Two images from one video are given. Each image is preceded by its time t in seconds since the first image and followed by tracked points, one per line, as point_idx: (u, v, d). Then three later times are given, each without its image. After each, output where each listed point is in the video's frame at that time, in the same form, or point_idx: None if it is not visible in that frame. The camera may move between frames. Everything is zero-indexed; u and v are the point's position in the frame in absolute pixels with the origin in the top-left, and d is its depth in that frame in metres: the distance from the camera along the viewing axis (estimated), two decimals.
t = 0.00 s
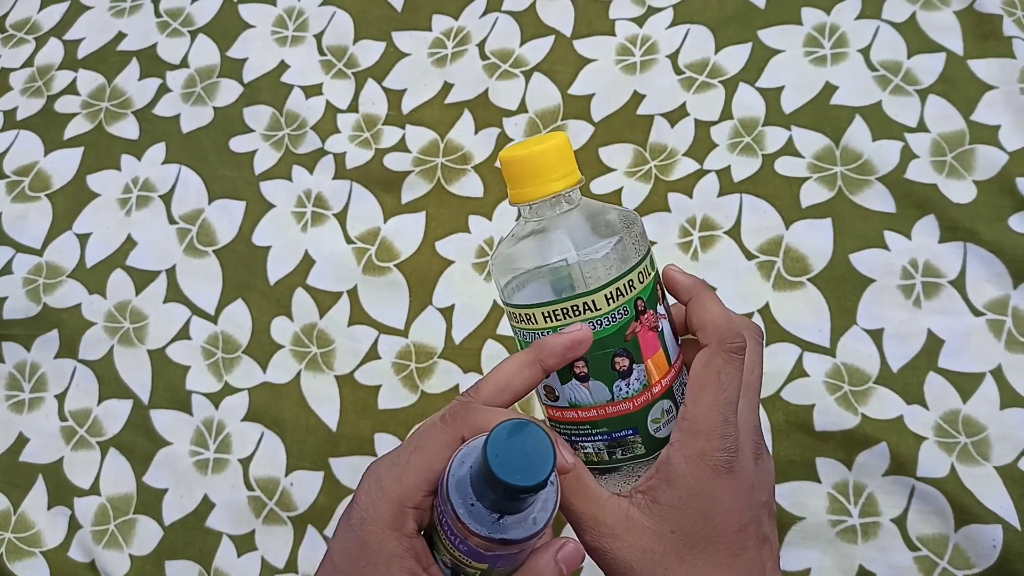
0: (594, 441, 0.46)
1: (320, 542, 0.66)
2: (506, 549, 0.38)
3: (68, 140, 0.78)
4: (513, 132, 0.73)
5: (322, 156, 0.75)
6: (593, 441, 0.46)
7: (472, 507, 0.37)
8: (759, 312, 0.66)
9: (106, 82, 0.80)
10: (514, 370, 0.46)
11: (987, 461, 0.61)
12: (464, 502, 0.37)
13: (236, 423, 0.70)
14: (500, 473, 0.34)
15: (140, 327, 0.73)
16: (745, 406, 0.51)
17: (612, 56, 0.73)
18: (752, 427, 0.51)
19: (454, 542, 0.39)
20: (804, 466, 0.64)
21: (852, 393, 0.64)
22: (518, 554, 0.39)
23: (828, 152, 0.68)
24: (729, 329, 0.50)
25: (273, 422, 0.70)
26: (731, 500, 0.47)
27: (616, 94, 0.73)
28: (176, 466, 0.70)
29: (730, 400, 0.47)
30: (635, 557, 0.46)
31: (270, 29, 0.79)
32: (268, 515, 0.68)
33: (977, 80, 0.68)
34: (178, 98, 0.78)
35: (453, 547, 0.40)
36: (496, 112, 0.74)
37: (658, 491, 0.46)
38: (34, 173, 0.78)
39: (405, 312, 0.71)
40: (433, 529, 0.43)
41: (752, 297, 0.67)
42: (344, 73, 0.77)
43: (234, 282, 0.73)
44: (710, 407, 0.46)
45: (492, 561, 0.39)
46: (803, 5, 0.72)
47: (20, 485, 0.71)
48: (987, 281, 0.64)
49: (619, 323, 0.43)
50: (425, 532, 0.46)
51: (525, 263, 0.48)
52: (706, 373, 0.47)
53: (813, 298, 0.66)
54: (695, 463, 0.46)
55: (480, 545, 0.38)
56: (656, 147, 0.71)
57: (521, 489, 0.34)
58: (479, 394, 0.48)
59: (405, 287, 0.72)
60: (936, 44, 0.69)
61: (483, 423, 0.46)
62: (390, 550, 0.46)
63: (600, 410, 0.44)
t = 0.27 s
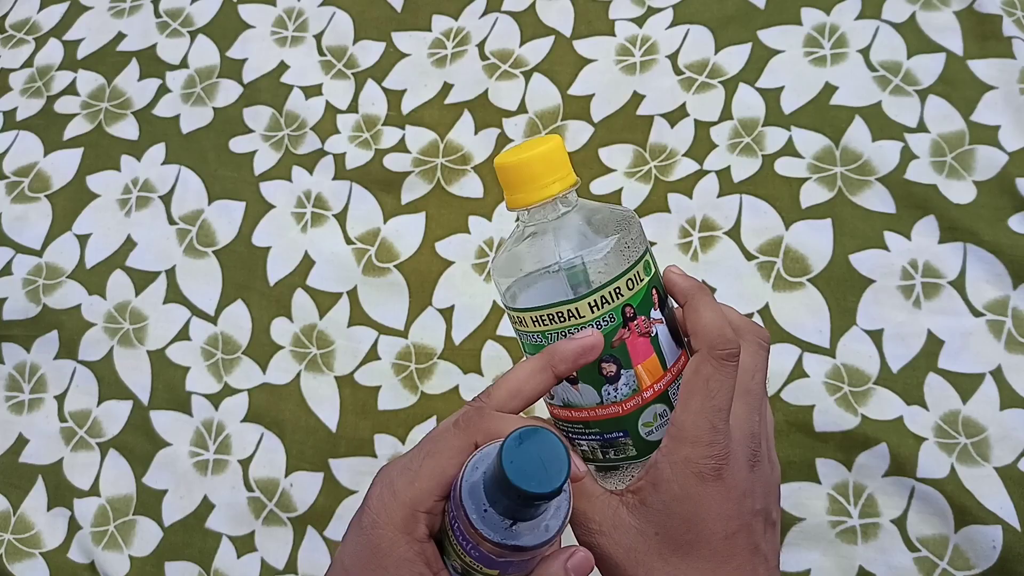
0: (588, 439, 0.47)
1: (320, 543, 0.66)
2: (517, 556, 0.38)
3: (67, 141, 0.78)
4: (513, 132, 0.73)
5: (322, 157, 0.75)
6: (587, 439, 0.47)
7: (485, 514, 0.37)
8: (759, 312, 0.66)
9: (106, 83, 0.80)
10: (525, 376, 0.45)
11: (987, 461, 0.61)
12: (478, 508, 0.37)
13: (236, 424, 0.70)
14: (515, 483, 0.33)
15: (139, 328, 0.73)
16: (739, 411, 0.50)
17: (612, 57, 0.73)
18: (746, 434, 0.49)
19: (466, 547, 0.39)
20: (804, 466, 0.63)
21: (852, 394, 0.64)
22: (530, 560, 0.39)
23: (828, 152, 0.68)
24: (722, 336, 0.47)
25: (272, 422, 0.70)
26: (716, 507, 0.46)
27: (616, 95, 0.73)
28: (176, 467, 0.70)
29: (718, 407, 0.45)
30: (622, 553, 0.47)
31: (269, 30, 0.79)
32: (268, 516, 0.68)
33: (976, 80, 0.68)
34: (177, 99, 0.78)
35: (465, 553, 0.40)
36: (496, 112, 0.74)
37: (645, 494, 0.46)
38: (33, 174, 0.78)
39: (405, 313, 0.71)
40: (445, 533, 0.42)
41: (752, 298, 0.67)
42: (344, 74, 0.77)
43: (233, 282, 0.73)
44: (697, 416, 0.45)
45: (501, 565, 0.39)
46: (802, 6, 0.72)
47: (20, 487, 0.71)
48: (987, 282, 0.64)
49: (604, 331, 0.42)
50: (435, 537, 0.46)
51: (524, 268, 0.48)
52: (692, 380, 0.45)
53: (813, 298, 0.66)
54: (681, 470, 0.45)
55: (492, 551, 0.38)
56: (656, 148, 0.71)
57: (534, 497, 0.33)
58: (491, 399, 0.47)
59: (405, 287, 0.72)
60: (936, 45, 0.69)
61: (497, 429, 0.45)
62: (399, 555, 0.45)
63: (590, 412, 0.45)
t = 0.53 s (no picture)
0: (583, 443, 0.47)
1: (320, 544, 0.66)
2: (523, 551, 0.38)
3: (67, 142, 0.78)
4: (513, 133, 0.73)
5: (322, 157, 0.75)
6: (581, 443, 0.47)
7: (488, 510, 0.37)
8: (759, 313, 0.66)
9: (106, 84, 0.80)
10: (525, 373, 0.45)
11: (987, 462, 0.61)
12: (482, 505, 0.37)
13: (236, 425, 0.70)
14: (519, 478, 0.33)
15: (139, 328, 0.73)
16: (730, 415, 0.50)
17: (611, 58, 0.73)
18: (739, 438, 0.49)
19: (471, 544, 0.39)
20: (804, 467, 0.63)
21: (851, 395, 0.64)
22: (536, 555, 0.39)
23: (827, 153, 0.68)
24: (710, 339, 0.47)
25: (272, 423, 0.70)
26: (710, 510, 0.46)
27: (615, 96, 0.73)
28: (176, 467, 0.70)
29: (706, 412, 0.46)
30: (616, 553, 0.48)
31: (269, 31, 0.79)
32: (268, 517, 0.68)
33: (976, 81, 0.68)
34: (177, 100, 0.78)
35: (469, 549, 0.40)
36: (496, 113, 0.74)
37: (637, 496, 0.47)
38: (33, 175, 0.78)
39: (405, 313, 0.71)
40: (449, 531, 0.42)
41: (752, 298, 0.67)
42: (344, 75, 0.77)
43: (233, 283, 0.73)
44: (685, 420, 0.45)
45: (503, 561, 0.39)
46: (802, 7, 0.72)
47: (20, 487, 0.71)
48: (987, 282, 0.64)
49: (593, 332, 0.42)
50: (439, 534, 0.46)
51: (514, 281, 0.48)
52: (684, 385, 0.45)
53: (812, 299, 0.66)
54: (670, 473, 0.46)
55: (497, 548, 0.38)
56: (656, 149, 0.71)
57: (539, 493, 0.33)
58: (495, 395, 0.47)
59: (405, 288, 0.72)
60: (935, 46, 0.69)
61: (501, 427, 0.45)
62: (406, 556, 0.45)
63: (581, 416, 0.45)
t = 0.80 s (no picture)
0: (644, 429, 0.45)
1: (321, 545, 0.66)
2: (366, 402, 0.41)
3: (67, 142, 0.78)
4: (512, 134, 0.73)
5: (321, 158, 0.75)
6: (642, 430, 0.45)
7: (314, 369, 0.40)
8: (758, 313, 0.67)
9: (105, 84, 0.80)
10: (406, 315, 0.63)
11: (987, 462, 0.61)
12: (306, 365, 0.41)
13: (235, 425, 0.70)
14: (303, 318, 0.37)
15: (139, 329, 0.73)
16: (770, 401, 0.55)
17: (611, 58, 0.73)
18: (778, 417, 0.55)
19: (319, 415, 0.42)
20: (804, 467, 0.63)
21: (851, 395, 0.64)
22: (387, 408, 0.42)
23: (827, 153, 0.68)
24: (755, 313, 0.56)
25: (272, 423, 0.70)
26: (783, 483, 0.51)
27: (615, 96, 0.72)
28: (176, 467, 0.70)
29: (769, 382, 0.53)
30: (708, 550, 0.46)
31: (269, 31, 0.79)
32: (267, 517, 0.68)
33: (975, 81, 0.68)
34: (177, 100, 0.78)
35: (321, 422, 0.42)
36: (495, 114, 0.74)
37: (715, 474, 0.48)
38: (33, 175, 0.78)
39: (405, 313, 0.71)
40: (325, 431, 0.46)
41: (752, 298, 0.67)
42: (343, 75, 0.77)
43: (233, 283, 0.73)
44: (755, 389, 0.51)
45: (365, 429, 0.42)
46: (801, 7, 0.72)
47: (19, 487, 0.71)
48: (987, 282, 0.64)
49: (692, 300, 0.44)
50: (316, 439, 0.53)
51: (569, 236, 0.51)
52: (749, 359, 0.52)
53: (812, 299, 0.66)
54: (746, 445, 0.49)
55: (330, 401, 0.40)
56: (655, 149, 0.71)
57: (330, 322, 0.37)
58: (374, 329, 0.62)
59: (405, 287, 0.72)
60: (935, 46, 0.69)
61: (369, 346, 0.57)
62: (286, 456, 0.51)
63: (661, 391, 0.44)
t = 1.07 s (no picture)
0: (643, 436, 0.44)
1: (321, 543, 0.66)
2: (407, 390, 0.42)
3: (69, 140, 0.78)
4: (514, 133, 0.73)
5: (323, 156, 0.75)
6: (641, 436, 0.45)
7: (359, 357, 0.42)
8: (759, 313, 0.67)
9: (108, 83, 0.80)
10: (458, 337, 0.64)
11: (988, 462, 0.61)
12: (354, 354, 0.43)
13: (237, 423, 0.70)
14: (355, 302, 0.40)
15: (140, 327, 0.73)
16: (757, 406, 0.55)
17: (612, 57, 0.74)
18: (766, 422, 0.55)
19: (362, 403, 0.43)
20: (805, 467, 0.63)
21: (852, 394, 0.64)
22: (427, 399, 0.43)
23: (829, 153, 0.68)
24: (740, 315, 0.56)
25: (274, 421, 0.70)
26: (783, 485, 0.50)
27: (617, 95, 0.72)
28: (177, 466, 0.70)
29: (761, 381, 0.53)
30: (716, 554, 0.45)
31: (271, 30, 0.79)
32: (268, 516, 0.68)
33: (977, 82, 0.68)
34: (179, 99, 0.78)
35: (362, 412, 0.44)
36: (497, 113, 0.74)
37: (715, 478, 0.47)
38: (35, 173, 0.78)
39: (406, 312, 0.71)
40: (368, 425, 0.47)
41: (753, 298, 0.67)
42: (345, 74, 0.77)
43: (234, 281, 0.73)
44: (748, 391, 0.51)
45: (404, 418, 0.43)
46: (803, 7, 0.72)
47: (21, 485, 0.71)
48: (988, 283, 0.64)
49: (686, 303, 0.44)
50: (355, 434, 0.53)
51: (554, 235, 0.49)
52: (741, 358, 0.52)
53: (813, 299, 0.66)
54: (744, 446, 0.48)
55: (372, 388, 0.42)
56: (657, 148, 0.71)
57: (380, 305, 0.39)
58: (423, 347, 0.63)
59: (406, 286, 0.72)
60: (937, 46, 0.69)
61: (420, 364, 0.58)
62: (325, 446, 0.52)
63: (659, 396, 0.44)
